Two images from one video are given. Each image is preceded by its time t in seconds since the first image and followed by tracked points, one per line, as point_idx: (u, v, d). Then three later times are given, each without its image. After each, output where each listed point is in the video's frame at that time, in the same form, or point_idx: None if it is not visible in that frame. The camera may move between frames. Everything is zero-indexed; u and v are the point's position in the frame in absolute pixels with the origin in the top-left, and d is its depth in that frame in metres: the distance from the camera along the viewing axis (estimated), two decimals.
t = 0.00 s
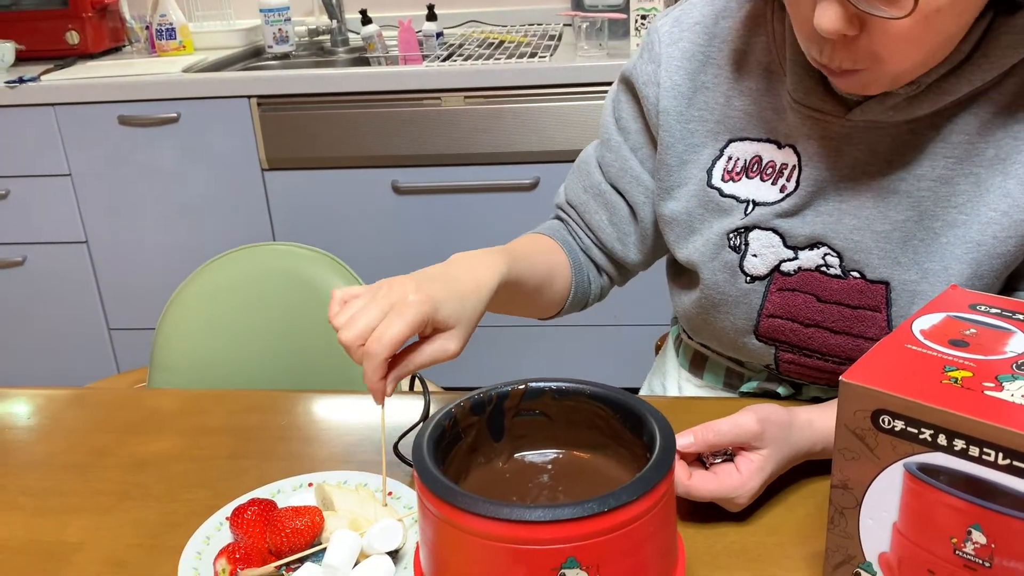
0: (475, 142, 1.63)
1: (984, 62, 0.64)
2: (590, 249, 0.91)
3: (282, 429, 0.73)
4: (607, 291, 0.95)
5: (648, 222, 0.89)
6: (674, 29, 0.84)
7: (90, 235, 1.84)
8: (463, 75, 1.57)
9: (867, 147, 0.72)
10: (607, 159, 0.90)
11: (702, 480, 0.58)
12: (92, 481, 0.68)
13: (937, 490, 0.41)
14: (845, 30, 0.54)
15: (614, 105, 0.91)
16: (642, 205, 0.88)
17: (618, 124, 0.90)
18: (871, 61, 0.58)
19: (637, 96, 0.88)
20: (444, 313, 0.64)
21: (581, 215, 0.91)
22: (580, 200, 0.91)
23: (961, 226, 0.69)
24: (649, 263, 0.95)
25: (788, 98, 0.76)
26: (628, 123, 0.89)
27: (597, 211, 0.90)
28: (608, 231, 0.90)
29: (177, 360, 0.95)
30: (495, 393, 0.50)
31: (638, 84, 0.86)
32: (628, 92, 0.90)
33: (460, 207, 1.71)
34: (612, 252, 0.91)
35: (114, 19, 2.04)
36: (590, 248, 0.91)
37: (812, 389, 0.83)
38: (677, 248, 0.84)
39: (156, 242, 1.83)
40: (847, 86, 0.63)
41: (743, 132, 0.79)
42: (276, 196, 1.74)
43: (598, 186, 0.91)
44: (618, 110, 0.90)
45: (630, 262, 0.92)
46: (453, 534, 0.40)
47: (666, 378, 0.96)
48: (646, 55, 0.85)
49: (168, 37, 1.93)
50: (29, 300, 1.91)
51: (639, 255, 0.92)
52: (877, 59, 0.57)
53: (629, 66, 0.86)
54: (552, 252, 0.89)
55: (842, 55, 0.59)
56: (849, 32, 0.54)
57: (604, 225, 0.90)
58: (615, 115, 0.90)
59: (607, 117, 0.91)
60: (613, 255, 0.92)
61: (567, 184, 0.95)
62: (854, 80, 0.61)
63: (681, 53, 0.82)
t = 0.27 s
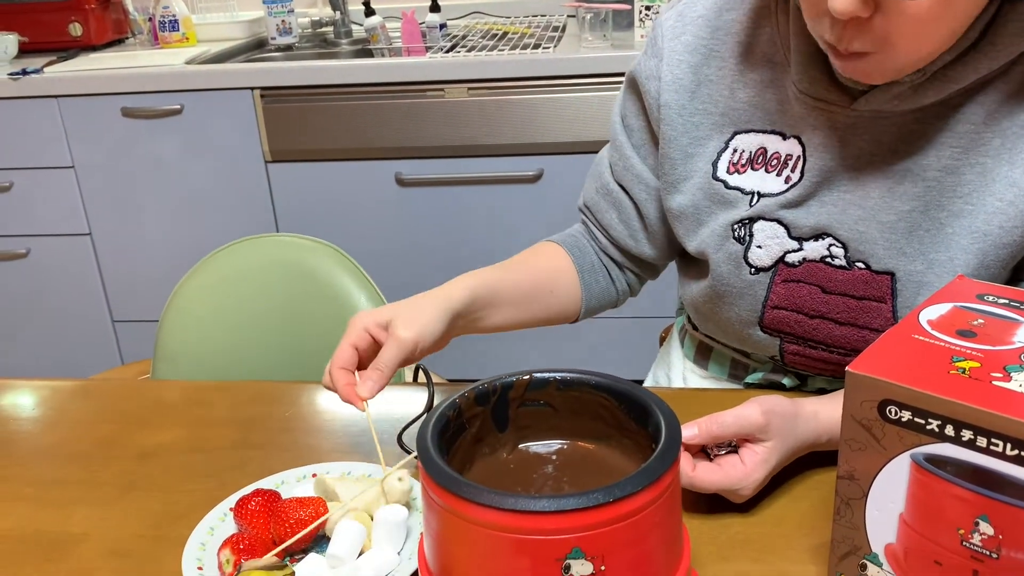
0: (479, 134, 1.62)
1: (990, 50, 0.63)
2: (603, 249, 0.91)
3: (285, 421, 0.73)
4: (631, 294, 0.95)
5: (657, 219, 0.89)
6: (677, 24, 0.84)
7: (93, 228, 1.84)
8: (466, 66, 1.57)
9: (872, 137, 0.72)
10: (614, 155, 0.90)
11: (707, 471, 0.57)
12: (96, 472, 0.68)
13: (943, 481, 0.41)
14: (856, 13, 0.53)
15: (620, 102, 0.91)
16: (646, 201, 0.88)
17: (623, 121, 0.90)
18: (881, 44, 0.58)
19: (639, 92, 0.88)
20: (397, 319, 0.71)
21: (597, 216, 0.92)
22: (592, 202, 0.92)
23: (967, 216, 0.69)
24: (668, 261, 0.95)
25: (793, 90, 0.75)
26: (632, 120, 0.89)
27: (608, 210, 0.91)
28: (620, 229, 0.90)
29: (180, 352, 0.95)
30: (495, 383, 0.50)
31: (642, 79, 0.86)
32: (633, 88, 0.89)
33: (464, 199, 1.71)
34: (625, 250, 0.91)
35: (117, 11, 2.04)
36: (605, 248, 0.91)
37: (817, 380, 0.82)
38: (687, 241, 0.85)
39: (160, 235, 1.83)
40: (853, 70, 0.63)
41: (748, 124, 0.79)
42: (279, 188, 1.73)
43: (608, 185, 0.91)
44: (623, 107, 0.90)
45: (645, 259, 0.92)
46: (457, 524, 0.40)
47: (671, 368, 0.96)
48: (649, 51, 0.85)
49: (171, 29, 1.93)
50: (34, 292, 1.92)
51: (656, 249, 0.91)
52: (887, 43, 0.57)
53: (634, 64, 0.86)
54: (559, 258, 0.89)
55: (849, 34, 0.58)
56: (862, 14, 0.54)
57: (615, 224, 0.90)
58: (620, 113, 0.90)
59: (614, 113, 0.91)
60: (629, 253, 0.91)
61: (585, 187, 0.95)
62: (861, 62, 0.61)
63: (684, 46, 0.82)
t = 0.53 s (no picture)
0: (481, 130, 1.62)
1: (995, 42, 0.63)
2: (611, 248, 0.91)
3: (289, 416, 0.73)
4: (640, 293, 0.95)
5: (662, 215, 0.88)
6: (681, 20, 0.84)
7: (97, 225, 1.84)
8: (469, 62, 1.57)
9: (877, 132, 0.71)
10: (618, 153, 0.90)
11: (710, 467, 0.57)
12: (100, 469, 0.68)
13: (946, 476, 0.41)
14: None
15: (625, 101, 0.91)
16: (651, 198, 0.88)
17: (626, 120, 0.90)
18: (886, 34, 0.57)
19: (643, 88, 0.88)
20: (382, 312, 0.71)
21: (603, 215, 0.92)
22: (600, 201, 0.92)
23: (971, 209, 0.69)
24: (677, 259, 0.95)
25: (797, 84, 0.75)
26: (636, 118, 0.89)
27: (614, 209, 0.90)
28: (628, 228, 0.90)
29: (184, 348, 0.96)
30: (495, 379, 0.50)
31: (646, 76, 0.86)
32: (637, 85, 0.89)
33: (467, 195, 1.71)
34: (633, 248, 0.91)
35: (120, 9, 2.04)
36: (613, 247, 0.91)
37: (820, 375, 0.83)
38: (693, 236, 0.85)
39: (163, 232, 1.83)
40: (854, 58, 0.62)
41: (753, 118, 0.78)
42: (282, 185, 1.74)
43: (614, 184, 0.90)
44: (626, 106, 0.90)
45: (653, 256, 0.92)
46: (460, 519, 0.40)
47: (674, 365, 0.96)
48: (653, 48, 0.85)
49: (174, 26, 1.93)
50: (38, 289, 1.92)
51: (664, 246, 0.91)
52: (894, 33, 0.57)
53: (639, 61, 0.86)
54: (562, 259, 0.88)
55: (857, 25, 0.58)
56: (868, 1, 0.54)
57: (623, 223, 0.90)
58: (624, 111, 0.90)
59: (618, 111, 0.91)
60: (636, 250, 0.91)
61: (592, 187, 0.95)
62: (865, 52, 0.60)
63: (688, 42, 0.82)
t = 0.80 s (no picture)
0: (482, 129, 1.62)
1: (992, 39, 0.63)
2: (613, 247, 0.92)
3: (289, 416, 0.73)
4: (645, 291, 0.95)
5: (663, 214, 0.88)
6: (681, 20, 0.84)
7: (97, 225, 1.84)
8: (469, 61, 1.57)
9: (876, 130, 0.71)
10: (619, 152, 0.90)
11: (710, 466, 0.57)
12: (100, 469, 0.68)
13: (945, 475, 0.41)
14: None
15: (625, 101, 0.91)
16: (651, 198, 0.88)
17: (627, 119, 0.90)
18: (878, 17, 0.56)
19: (642, 87, 0.88)
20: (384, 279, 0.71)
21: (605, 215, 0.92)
22: (602, 200, 0.92)
23: (970, 207, 0.68)
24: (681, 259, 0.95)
25: (795, 82, 0.75)
26: (636, 118, 0.89)
27: (617, 208, 0.91)
28: (630, 227, 0.90)
29: (184, 347, 0.96)
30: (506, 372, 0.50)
31: (645, 75, 0.86)
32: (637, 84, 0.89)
33: (467, 194, 1.71)
34: (634, 247, 0.92)
35: (120, 9, 2.04)
36: (617, 246, 0.92)
37: (820, 374, 0.82)
38: (692, 234, 0.85)
39: (164, 232, 1.83)
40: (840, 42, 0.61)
41: (752, 117, 0.78)
42: (283, 185, 1.74)
43: (616, 184, 0.91)
44: (626, 105, 0.90)
45: (655, 255, 0.92)
46: (458, 519, 0.40)
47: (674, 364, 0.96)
48: (653, 47, 0.86)
49: (174, 26, 1.93)
50: (38, 289, 1.92)
51: (666, 245, 0.91)
52: (886, 15, 0.56)
53: (638, 60, 0.87)
54: (568, 254, 0.90)
55: (850, 6, 0.56)
56: None
57: (625, 221, 0.90)
58: (625, 110, 0.90)
59: (619, 110, 0.92)
60: (639, 249, 0.92)
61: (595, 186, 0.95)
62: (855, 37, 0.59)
63: (687, 41, 0.82)
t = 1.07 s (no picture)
0: (481, 132, 1.63)
1: (994, 38, 0.63)
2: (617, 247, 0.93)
3: (288, 419, 0.73)
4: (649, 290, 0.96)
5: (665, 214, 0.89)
6: (682, 19, 0.83)
7: (98, 228, 1.85)
8: (468, 64, 1.57)
9: (876, 131, 0.71)
10: (621, 153, 0.90)
11: (709, 469, 0.57)
12: (101, 472, 0.68)
13: (943, 477, 0.41)
14: None
15: (627, 101, 0.91)
16: (653, 197, 0.88)
17: (628, 119, 0.90)
18: None
19: (644, 86, 0.88)
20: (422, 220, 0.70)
21: (608, 214, 0.92)
22: (605, 200, 0.92)
23: (970, 206, 0.69)
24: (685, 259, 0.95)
25: (796, 80, 0.74)
26: (638, 118, 0.88)
27: (619, 207, 0.91)
28: (632, 226, 0.90)
29: (184, 349, 0.96)
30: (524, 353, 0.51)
31: (647, 74, 0.85)
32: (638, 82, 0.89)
33: (466, 197, 1.71)
34: (638, 246, 0.92)
35: (119, 12, 2.04)
36: (623, 243, 0.92)
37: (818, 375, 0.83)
38: (693, 233, 0.85)
39: (164, 234, 1.83)
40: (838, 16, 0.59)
41: (753, 116, 0.78)
42: (283, 187, 1.74)
43: (619, 184, 0.91)
44: (628, 105, 0.90)
45: (659, 255, 0.92)
46: (456, 522, 0.40)
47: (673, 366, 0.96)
48: (655, 46, 0.85)
49: (173, 30, 1.93)
50: (39, 293, 1.92)
51: (669, 245, 0.91)
52: None
53: (640, 58, 0.86)
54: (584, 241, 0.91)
55: None
56: None
57: (628, 221, 0.91)
58: (626, 110, 0.90)
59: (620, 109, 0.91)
60: (642, 248, 0.92)
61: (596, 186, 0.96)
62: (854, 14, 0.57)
63: (689, 40, 0.82)
